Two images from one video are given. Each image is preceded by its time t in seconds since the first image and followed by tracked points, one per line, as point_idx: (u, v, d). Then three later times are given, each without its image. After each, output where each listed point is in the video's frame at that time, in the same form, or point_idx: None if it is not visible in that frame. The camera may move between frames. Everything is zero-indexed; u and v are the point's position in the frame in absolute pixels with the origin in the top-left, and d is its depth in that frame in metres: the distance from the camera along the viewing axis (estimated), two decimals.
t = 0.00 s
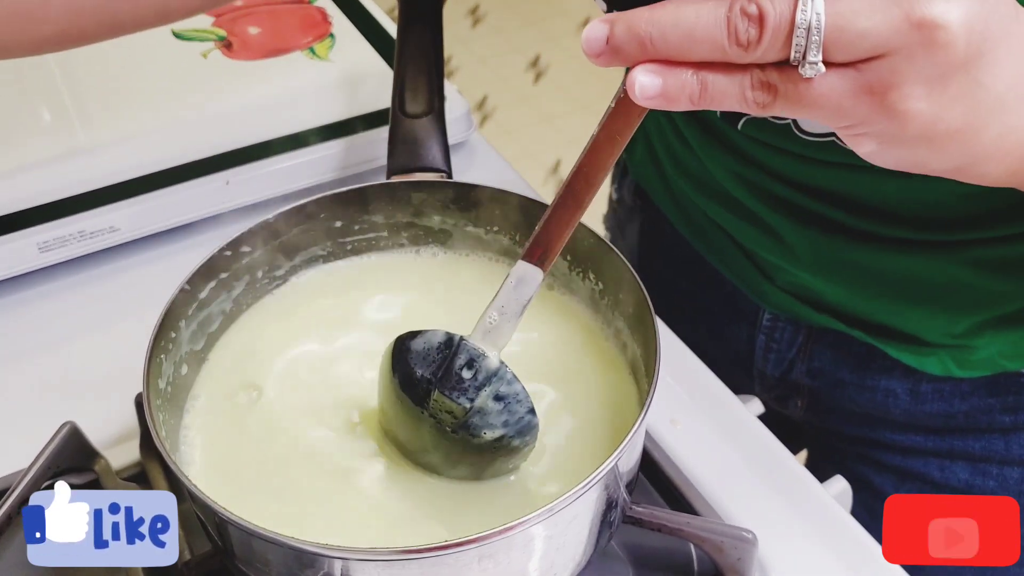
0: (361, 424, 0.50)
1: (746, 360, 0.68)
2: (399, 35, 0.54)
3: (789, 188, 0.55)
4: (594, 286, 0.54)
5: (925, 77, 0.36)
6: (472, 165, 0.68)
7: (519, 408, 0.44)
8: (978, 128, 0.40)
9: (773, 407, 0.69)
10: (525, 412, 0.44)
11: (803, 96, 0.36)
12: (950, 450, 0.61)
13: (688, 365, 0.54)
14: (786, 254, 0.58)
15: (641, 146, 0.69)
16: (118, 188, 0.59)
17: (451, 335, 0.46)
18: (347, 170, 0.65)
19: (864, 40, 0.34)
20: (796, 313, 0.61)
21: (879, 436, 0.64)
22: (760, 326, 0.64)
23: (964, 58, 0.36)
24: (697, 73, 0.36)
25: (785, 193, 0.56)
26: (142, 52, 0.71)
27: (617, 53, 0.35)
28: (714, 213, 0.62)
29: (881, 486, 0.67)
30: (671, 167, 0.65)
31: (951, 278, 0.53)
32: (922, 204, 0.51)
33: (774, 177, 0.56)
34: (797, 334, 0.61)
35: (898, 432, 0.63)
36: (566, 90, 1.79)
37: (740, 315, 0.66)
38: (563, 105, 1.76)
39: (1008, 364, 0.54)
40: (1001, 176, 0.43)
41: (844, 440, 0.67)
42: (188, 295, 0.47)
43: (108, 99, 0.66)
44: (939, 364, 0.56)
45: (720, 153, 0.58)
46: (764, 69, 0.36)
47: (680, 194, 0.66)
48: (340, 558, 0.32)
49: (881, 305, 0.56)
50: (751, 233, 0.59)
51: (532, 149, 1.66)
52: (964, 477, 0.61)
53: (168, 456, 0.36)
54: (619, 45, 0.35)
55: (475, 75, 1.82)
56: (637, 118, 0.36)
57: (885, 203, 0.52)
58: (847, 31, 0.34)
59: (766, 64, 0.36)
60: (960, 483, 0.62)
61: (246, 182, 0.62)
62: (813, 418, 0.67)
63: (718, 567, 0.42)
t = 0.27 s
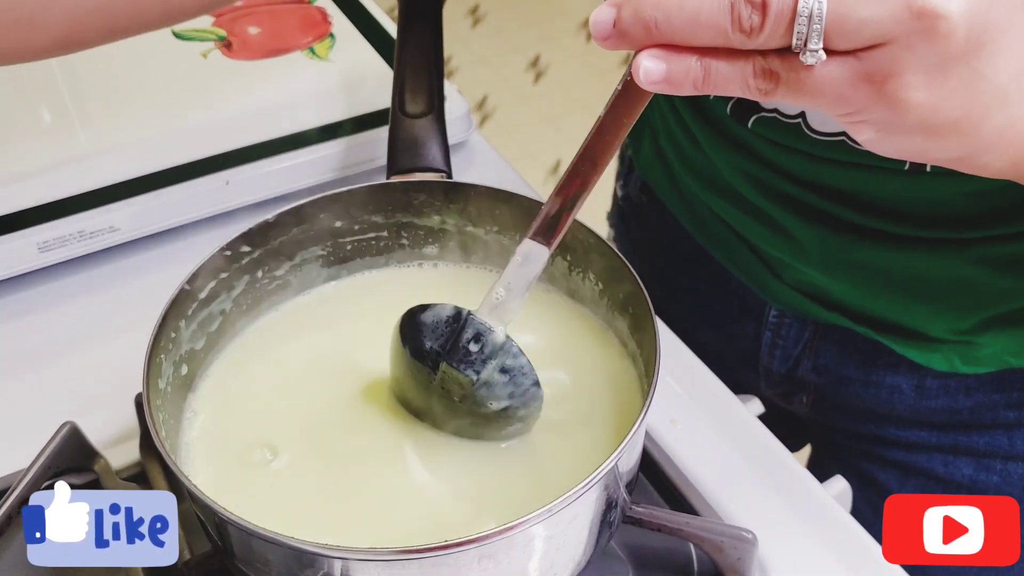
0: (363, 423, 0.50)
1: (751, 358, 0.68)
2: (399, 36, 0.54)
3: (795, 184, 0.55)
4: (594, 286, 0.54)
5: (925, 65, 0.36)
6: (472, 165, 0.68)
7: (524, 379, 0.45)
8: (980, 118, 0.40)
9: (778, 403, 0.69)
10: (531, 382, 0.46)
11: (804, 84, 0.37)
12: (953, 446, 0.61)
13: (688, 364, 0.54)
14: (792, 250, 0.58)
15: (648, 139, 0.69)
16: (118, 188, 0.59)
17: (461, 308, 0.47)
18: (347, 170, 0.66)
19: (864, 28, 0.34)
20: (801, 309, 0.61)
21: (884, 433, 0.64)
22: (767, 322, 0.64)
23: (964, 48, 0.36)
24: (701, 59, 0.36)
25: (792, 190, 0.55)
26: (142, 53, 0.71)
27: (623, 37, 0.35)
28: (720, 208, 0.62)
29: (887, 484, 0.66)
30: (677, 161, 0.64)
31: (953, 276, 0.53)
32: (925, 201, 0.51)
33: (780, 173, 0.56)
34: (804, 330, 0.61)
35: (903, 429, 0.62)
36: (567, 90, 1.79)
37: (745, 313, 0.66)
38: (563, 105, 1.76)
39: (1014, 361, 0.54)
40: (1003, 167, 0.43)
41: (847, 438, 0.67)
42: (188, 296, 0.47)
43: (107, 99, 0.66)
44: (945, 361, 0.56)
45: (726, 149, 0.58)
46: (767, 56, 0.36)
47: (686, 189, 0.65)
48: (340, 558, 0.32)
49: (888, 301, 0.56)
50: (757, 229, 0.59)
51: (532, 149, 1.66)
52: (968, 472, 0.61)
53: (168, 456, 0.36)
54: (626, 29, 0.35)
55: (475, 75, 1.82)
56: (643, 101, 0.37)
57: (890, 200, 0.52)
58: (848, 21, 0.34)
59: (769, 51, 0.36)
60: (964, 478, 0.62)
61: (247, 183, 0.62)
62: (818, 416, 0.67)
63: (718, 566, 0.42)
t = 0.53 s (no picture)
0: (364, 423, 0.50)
1: (758, 352, 0.68)
2: (399, 36, 0.55)
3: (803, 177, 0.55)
4: (594, 285, 0.54)
5: (920, 71, 0.36)
6: (472, 165, 0.68)
7: (517, 402, 0.44)
8: (974, 127, 0.40)
9: (784, 399, 0.69)
10: (524, 405, 0.44)
11: (800, 92, 0.37)
12: (959, 443, 0.61)
13: (691, 365, 0.54)
14: (797, 247, 0.58)
15: (657, 131, 0.68)
16: (118, 188, 0.59)
17: (452, 328, 0.46)
18: (347, 170, 0.65)
19: (859, 35, 0.34)
20: (808, 305, 0.61)
21: (888, 429, 0.63)
22: (774, 314, 0.64)
23: (958, 54, 0.36)
24: (696, 69, 0.36)
25: (801, 184, 0.55)
26: (142, 53, 0.71)
27: (618, 50, 0.36)
28: (727, 202, 0.61)
29: (890, 481, 0.66)
30: (686, 153, 0.64)
31: (958, 275, 0.53)
32: (931, 197, 0.51)
33: (789, 166, 0.55)
34: (809, 324, 0.61)
35: (908, 425, 0.62)
36: (567, 90, 1.79)
37: (752, 307, 0.66)
38: (563, 106, 1.76)
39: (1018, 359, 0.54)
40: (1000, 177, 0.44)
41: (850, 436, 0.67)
42: (187, 296, 0.47)
43: (108, 100, 0.66)
44: (951, 357, 0.56)
45: (737, 141, 0.58)
46: (763, 64, 0.36)
47: (694, 183, 0.65)
48: (340, 558, 0.32)
49: (895, 297, 0.56)
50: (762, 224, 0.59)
51: (532, 149, 1.66)
52: (972, 470, 0.61)
53: (168, 456, 0.36)
54: (621, 42, 0.36)
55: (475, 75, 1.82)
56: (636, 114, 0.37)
57: (897, 195, 0.52)
58: (843, 27, 0.34)
59: (765, 59, 0.36)
60: (969, 476, 0.61)
61: (247, 183, 0.62)
62: (823, 413, 0.67)
63: (718, 566, 0.42)
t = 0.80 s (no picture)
0: (364, 423, 0.50)
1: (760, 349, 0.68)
2: (400, 35, 0.55)
3: (809, 173, 0.55)
4: (594, 286, 0.54)
5: (929, 69, 0.36)
6: (472, 165, 0.68)
7: (524, 413, 0.43)
8: (982, 127, 0.40)
9: (784, 397, 0.69)
10: (531, 416, 0.44)
11: (807, 93, 0.37)
12: (961, 443, 0.61)
13: (690, 365, 0.54)
14: (801, 244, 0.58)
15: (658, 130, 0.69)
16: (118, 188, 0.59)
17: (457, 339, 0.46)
18: (348, 170, 0.65)
19: (865, 35, 0.34)
20: (812, 302, 0.61)
21: (889, 429, 0.64)
22: (775, 313, 0.64)
23: (965, 52, 0.36)
24: (702, 72, 0.36)
25: (806, 181, 0.55)
26: (142, 52, 0.71)
27: (622, 54, 0.35)
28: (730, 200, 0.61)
29: (891, 480, 0.66)
30: (689, 152, 0.64)
31: (961, 273, 0.53)
32: (934, 196, 0.51)
33: (794, 163, 0.55)
34: (812, 321, 0.62)
35: (910, 425, 0.62)
36: (567, 89, 1.79)
37: (755, 305, 0.66)
38: (563, 105, 1.76)
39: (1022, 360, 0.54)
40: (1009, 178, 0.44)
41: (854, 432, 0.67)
42: (188, 295, 0.47)
43: (107, 99, 0.66)
44: (954, 356, 0.56)
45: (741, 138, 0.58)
46: (768, 66, 0.36)
47: (698, 181, 0.65)
48: (340, 558, 0.32)
49: (899, 294, 0.56)
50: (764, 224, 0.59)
51: (532, 148, 1.66)
52: (974, 470, 0.61)
53: (168, 456, 0.36)
54: (624, 47, 0.35)
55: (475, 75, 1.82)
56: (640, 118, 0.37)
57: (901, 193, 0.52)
58: (848, 27, 0.34)
59: (770, 61, 0.36)
60: (971, 477, 0.60)
61: (247, 182, 0.62)
62: (824, 410, 0.67)
63: (718, 566, 0.42)
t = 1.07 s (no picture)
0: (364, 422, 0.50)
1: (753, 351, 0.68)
2: (403, 36, 0.55)
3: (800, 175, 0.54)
4: (594, 285, 0.54)
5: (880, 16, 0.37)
6: (472, 165, 0.68)
7: (479, 377, 0.43)
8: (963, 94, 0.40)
9: (776, 407, 0.69)
10: (490, 382, 0.43)
11: (707, 23, 0.34)
12: (952, 456, 0.62)
13: (689, 366, 0.54)
14: (792, 247, 0.57)
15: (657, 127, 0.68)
16: (118, 188, 0.59)
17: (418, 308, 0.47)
18: (347, 170, 0.64)
19: None
20: (801, 309, 0.61)
21: (882, 440, 0.64)
22: (766, 320, 0.64)
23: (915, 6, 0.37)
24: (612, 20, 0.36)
25: (796, 180, 0.55)
26: (143, 53, 0.71)
27: (540, 12, 0.38)
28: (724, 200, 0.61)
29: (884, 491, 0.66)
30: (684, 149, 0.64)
31: (954, 277, 0.53)
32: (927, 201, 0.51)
33: (785, 162, 0.55)
34: (802, 329, 0.61)
35: (904, 437, 0.63)
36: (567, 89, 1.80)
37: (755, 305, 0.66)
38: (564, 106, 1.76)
39: (1011, 369, 0.55)
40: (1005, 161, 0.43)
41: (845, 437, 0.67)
42: (187, 295, 0.47)
43: (108, 100, 0.66)
44: (944, 367, 0.56)
45: (731, 134, 0.57)
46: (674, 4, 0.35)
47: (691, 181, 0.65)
48: (340, 558, 0.32)
49: (888, 300, 0.56)
50: (757, 224, 0.59)
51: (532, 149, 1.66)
52: (965, 483, 0.62)
53: (168, 455, 0.36)
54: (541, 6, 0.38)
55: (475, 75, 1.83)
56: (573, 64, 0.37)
57: (892, 195, 0.52)
58: None
59: None
60: (961, 489, 0.62)
61: (247, 182, 0.61)
62: (818, 420, 0.66)
63: (718, 566, 0.42)
